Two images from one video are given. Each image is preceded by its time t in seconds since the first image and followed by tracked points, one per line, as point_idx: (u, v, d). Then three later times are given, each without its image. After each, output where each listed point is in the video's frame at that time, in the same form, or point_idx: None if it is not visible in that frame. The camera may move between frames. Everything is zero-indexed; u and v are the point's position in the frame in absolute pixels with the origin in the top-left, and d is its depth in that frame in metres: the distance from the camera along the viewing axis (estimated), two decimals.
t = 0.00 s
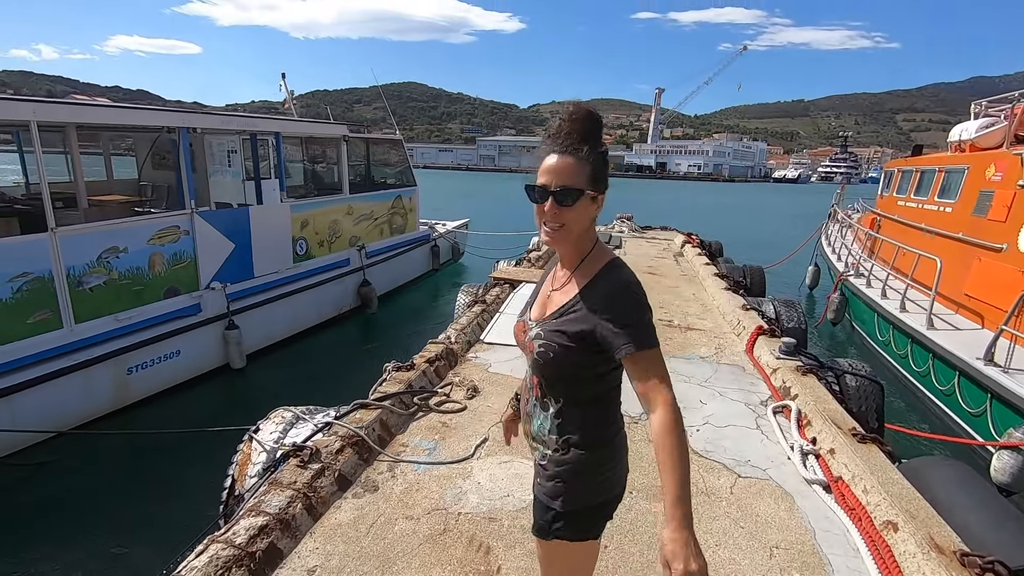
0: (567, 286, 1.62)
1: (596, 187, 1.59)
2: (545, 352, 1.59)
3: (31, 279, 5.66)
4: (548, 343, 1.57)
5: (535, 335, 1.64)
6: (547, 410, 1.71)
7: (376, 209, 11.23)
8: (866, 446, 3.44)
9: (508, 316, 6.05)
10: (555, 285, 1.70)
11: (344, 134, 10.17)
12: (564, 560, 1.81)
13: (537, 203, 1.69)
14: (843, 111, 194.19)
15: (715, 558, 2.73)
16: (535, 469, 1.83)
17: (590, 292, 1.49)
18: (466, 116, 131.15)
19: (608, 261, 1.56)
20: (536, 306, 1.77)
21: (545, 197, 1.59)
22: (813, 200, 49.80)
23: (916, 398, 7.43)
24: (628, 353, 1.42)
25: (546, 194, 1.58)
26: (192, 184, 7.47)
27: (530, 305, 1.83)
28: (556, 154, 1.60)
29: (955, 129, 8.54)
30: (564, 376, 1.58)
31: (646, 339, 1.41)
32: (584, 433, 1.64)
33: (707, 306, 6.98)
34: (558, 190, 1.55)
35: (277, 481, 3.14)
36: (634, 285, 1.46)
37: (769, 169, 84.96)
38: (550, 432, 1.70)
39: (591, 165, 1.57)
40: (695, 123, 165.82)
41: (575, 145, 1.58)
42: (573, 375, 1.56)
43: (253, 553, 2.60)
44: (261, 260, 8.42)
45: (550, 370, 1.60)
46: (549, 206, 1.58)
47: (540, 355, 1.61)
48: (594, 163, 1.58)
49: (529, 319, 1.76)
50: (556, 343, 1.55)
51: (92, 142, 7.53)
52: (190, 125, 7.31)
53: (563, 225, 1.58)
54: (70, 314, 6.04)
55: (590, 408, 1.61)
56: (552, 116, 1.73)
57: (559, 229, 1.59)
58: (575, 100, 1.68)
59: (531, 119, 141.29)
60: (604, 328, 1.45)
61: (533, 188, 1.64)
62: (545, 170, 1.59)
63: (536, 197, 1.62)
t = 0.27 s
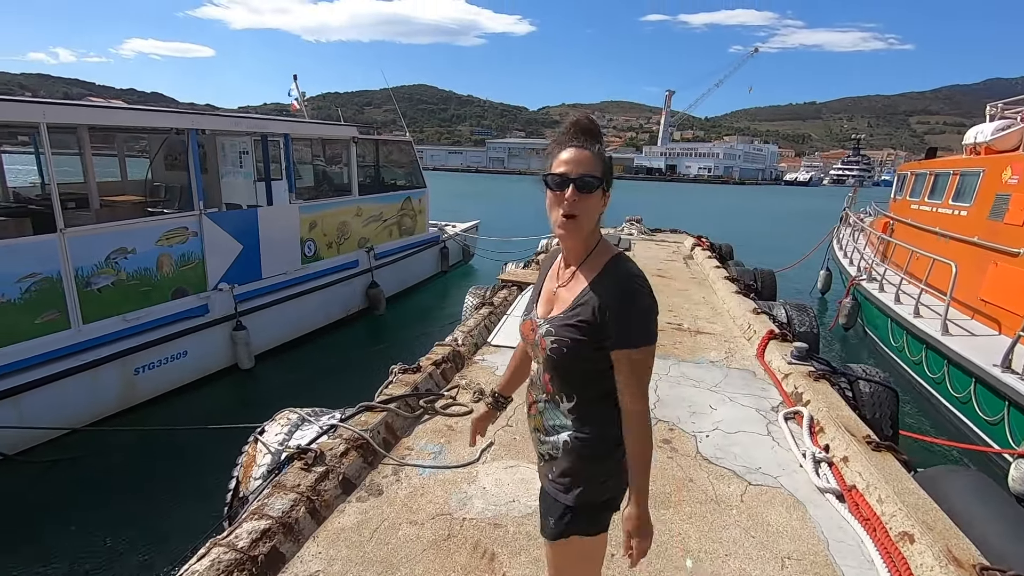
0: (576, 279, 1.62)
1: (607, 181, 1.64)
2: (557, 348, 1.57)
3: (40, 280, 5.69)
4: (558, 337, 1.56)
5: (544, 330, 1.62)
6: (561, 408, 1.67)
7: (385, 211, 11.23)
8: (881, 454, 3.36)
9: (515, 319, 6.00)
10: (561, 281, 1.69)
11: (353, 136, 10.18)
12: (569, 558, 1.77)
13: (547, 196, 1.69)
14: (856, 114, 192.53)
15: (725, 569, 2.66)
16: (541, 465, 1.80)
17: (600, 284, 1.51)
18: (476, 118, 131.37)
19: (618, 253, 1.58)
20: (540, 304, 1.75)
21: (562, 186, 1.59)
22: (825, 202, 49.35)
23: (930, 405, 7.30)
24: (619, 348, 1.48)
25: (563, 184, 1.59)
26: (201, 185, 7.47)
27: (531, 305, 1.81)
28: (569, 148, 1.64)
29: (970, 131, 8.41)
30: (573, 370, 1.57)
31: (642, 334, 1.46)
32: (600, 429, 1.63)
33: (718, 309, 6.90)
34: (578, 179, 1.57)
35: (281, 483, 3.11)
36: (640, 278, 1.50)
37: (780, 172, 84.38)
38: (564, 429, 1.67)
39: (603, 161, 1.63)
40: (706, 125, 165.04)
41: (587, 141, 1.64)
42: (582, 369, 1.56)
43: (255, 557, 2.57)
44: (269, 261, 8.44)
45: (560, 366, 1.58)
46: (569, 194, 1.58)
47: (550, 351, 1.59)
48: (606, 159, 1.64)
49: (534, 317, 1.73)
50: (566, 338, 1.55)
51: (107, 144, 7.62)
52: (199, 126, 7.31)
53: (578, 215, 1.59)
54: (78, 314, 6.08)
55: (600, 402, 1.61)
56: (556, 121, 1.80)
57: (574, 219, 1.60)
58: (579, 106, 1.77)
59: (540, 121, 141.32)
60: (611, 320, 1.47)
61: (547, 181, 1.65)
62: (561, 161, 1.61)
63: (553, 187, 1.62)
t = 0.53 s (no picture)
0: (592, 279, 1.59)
1: (627, 181, 1.60)
2: (568, 344, 1.56)
3: (45, 280, 5.69)
4: (569, 333, 1.55)
5: (557, 326, 1.61)
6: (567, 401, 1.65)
7: (392, 211, 11.21)
8: (898, 460, 3.30)
9: (523, 320, 5.96)
10: (579, 281, 1.67)
11: (360, 137, 10.17)
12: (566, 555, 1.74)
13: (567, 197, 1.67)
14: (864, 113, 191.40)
15: None
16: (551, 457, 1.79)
17: (611, 282, 1.48)
18: (481, 119, 131.40)
19: (634, 253, 1.54)
20: (557, 302, 1.74)
21: (581, 186, 1.57)
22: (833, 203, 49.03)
23: (943, 408, 7.21)
24: (621, 346, 1.42)
25: (581, 184, 1.57)
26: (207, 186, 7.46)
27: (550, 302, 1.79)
28: (589, 149, 1.62)
29: (983, 131, 8.31)
30: (587, 367, 1.56)
31: (647, 335, 1.39)
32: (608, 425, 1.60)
33: (727, 310, 6.83)
34: (598, 178, 1.54)
35: (288, 487, 3.08)
36: (652, 277, 1.44)
37: (787, 172, 83.98)
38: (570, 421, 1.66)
39: (623, 162, 1.60)
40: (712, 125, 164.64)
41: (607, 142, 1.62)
42: (595, 365, 1.54)
43: (263, 562, 2.55)
44: (275, 262, 8.43)
45: (570, 361, 1.57)
46: (589, 195, 1.55)
47: (562, 346, 1.58)
48: (626, 161, 1.61)
49: (550, 313, 1.72)
50: (577, 334, 1.53)
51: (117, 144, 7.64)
52: (205, 127, 7.29)
53: (597, 215, 1.56)
54: (84, 315, 6.08)
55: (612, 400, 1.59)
56: (577, 125, 1.79)
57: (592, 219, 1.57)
58: (603, 110, 1.77)
59: (546, 121, 141.20)
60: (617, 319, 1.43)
61: (566, 181, 1.62)
62: (580, 162, 1.59)
63: (571, 188, 1.60)
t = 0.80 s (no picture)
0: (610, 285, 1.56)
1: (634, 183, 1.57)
2: (589, 351, 1.54)
3: (45, 283, 5.67)
4: (589, 339, 1.53)
5: (577, 334, 1.59)
6: (586, 410, 1.64)
7: (394, 212, 11.18)
8: (910, 463, 3.28)
9: (528, 321, 5.93)
10: (598, 288, 1.64)
11: (362, 138, 10.14)
12: (575, 557, 1.73)
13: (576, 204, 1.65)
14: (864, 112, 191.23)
15: None
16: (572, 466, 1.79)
17: (627, 285, 1.45)
18: (482, 118, 131.34)
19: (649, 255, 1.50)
20: (578, 310, 1.71)
21: (586, 193, 1.56)
22: (836, 202, 48.88)
23: (949, 407, 7.17)
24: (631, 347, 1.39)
25: (587, 190, 1.55)
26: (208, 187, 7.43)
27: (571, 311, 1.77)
28: (592, 156, 1.61)
29: (988, 129, 8.28)
30: (605, 373, 1.54)
31: (659, 337, 1.36)
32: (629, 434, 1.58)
33: (732, 311, 6.80)
34: (601, 182, 1.52)
35: (295, 492, 3.05)
36: (668, 277, 1.40)
37: (788, 171, 83.88)
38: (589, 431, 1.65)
39: (627, 166, 1.58)
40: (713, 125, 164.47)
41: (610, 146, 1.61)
42: (614, 371, 1.52)
43: (270, 569, 2.52)
44: (276, 264, 8.41)
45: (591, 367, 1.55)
46: (595, 199, 1.53)
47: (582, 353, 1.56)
48: (631, 163, 1.59)
49: (571, 322, 1.70)
50: (597, 340, 1.51)
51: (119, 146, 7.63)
52: (206, 129, 7.27)
53: (606, 219, 1.53)
54: (84, 318, 6.06)
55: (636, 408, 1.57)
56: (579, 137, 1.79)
57: (601, 223, 1.54)
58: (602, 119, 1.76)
59: (546, 121, 141.14)
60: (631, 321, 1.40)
61: (573, 189, 1.61)
62: (584, 169, 1.58)
63: (578, 196, 1.58)
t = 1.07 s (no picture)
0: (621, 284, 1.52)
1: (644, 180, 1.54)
2: (599, 352, 1.50)
3: (41, 287, 5.62)
4: (599, 340, 1.49)
5: (586, 335, 1.55)
6: (597, 416, 1.60)
7: (394, 213, 11.13)
8: (919, 462, 3.26)
9: (531, 322, 5.90)
10: (608, 289, 1.60)
11: (361, 138, 10.10)
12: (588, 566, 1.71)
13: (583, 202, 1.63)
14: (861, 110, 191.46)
15: None
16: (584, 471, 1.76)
17: (640, 284, 1.42)
18: (479, 118, 131.25)
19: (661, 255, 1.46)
20: (587, 311, 1.68)
21: (592, 190, 1.53)
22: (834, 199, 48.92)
23: (952, 403, 7.16)
24: (646, 349, 1.35)
25: (593, 187, 1.53)
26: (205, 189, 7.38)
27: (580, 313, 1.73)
28: (600, 153, 1.59)
29: (989, 125, 8.27)
30: (617, 376, 1.50)
31: (677, 339, 1.32)
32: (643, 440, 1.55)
33: (735, 310, 6.77)
34: (608, 177, 1.49)
35: (301, 497, 3.02)
36: (683, 277, 1.36)
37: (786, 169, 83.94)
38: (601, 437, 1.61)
39: (637, 163, 1.55)
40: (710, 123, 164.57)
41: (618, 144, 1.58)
42: (627, 374, 1.49)
43: None
44: (275, 266, 8.36)
45: (601, 370, 1.52)
46: (601, 194, 1.49)
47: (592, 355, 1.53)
48: (640, 160, 1.56)
49: (580, 323, 1.66)
50: (607, 341, 1.47)
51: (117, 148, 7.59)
52: (203, 131, 7.21)
53: (613, 214, 1.50)
54: (81, 322, 6.01)
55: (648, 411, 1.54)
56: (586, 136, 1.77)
57: (609, 220, 1.51)
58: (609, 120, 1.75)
59: (544, 120, 141.17)
60: (645, 321, 1.37)
61: (580, 187, 1.58)
62: (591, 166, 1.56)
63: (584, 193, 1.56)
